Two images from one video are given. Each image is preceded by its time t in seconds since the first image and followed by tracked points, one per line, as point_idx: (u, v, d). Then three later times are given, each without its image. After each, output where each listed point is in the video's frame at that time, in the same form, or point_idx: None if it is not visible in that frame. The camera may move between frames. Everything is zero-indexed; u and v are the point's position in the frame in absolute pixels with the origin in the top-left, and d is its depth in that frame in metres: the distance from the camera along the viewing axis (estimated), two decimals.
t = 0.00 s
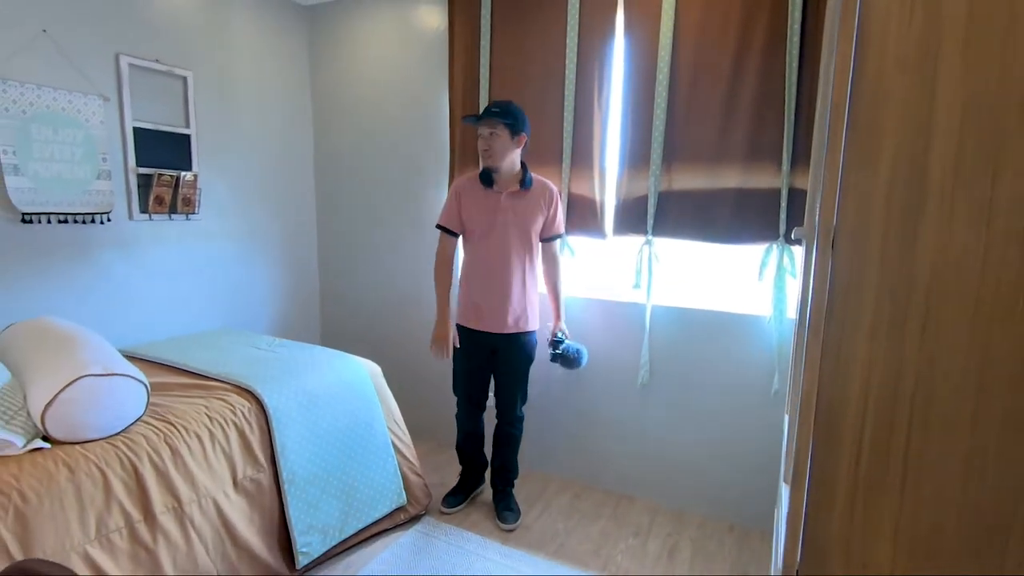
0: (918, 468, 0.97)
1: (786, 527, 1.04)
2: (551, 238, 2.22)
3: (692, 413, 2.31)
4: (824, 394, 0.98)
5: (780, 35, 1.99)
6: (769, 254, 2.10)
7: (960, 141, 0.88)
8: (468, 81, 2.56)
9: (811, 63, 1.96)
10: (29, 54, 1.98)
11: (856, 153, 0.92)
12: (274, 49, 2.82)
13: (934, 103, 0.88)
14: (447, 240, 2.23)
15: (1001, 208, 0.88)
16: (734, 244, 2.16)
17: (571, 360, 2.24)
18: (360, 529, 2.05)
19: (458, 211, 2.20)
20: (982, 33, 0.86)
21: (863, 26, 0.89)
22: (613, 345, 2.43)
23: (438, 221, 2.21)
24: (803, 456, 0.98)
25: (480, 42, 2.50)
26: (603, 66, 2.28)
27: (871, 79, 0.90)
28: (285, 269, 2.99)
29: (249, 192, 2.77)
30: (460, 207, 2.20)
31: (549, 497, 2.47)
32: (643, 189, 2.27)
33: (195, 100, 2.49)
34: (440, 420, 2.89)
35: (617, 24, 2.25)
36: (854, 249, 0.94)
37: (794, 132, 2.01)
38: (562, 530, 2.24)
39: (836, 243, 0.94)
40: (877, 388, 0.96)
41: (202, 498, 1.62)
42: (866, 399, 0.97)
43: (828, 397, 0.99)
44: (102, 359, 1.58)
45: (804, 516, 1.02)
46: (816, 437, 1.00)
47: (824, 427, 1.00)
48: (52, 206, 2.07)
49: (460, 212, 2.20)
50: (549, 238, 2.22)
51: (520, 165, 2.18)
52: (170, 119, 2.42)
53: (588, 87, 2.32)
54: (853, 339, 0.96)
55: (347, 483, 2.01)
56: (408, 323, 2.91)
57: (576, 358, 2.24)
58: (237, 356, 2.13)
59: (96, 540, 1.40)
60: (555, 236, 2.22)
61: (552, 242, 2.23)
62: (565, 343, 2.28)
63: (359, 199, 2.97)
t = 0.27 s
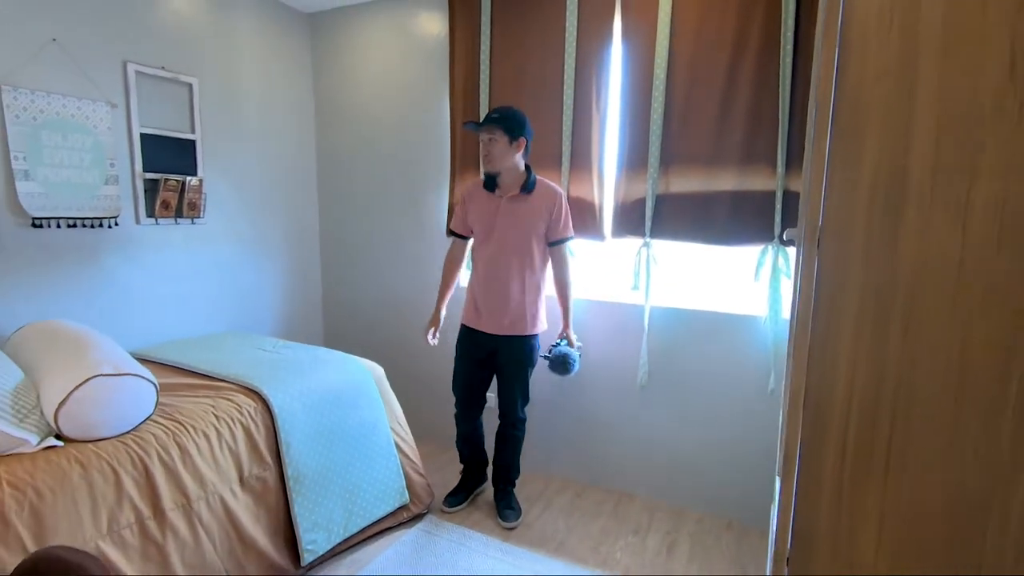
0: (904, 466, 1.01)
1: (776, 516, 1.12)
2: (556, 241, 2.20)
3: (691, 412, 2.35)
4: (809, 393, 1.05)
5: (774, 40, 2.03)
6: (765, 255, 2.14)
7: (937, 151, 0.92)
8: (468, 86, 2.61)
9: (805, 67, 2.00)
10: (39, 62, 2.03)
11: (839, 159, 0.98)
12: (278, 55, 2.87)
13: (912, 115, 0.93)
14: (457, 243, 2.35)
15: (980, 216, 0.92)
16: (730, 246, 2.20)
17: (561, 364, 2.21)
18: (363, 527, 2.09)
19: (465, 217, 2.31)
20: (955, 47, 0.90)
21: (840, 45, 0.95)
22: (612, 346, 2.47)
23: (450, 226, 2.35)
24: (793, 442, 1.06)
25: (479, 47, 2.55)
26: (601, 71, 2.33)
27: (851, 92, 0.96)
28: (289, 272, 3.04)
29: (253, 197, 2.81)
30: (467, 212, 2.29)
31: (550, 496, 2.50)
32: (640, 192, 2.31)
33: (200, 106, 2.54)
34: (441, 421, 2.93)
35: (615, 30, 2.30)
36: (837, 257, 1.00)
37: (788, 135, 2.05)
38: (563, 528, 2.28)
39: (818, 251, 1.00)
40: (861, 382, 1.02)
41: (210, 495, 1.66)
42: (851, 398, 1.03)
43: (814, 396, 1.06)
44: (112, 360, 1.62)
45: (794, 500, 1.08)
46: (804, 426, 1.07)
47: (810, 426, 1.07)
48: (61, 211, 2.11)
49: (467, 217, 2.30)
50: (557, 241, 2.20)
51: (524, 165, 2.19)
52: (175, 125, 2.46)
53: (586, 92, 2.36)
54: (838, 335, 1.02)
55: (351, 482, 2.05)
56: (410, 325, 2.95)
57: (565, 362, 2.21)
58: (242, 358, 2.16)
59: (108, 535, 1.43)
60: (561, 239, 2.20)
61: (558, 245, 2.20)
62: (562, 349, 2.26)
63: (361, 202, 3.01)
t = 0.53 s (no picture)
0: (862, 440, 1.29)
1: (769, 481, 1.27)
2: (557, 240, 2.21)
3: (688, 406, 2.39)
4: (798, 385, 1.33)
5: (767, 40, 2.07)
6: (760, 252, 2.18)
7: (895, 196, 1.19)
8: (468, 87, 2.65)
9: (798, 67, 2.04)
10: (48, 66, 2.07)
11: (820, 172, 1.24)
12: (280, 58, 2.92)
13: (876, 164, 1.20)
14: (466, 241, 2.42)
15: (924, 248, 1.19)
16: (726, 243, 2.24)
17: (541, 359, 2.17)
18: (368, 520, 2.13)
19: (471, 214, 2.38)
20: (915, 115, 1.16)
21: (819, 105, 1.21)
22: (611, 342, 2.52)
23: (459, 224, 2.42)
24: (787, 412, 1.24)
25: (479, 49, 2.59)
26: (598, 72, 2.37)
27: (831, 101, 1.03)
28: (293, 271, 3.09)
29: (257, 197, 2.86)
30: (471, 210, 2.36)
31: (551, 490, 2.55)
32: (637, 191, 2.36)
33: (204, 107, 2.58)
34: (444, 417, 2.97)
35: (612, 31, 2.34)
36: (818, 274, 1.27)
37: (782, 134, 2.09)
38: (563, 520, 2.32)
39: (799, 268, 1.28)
40: (838, 352, 1.29)
41: (219, 488, 1.70)
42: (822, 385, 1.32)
43: (802, 379, 1.33)
44: (123, 357, 1.67)
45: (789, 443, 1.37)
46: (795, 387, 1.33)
47: (799, 409, 1.35)
48: (70, 212, 2.15)
49: (471, 216, 2.36)
50: (558, 241, 2.21)
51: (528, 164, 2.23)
52: (180, 127, 2.50)
53: (584, 92, 2.41)
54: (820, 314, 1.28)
55: (356, 476, 2.09)
56: (412, 323, 2.99)
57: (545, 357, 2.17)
58: (248, 355, 2.21)
59: (121, 526, 1.48)
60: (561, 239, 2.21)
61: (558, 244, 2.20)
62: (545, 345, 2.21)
63: (363, 202, 3.05)
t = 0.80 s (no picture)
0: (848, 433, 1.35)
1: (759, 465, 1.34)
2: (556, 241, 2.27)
3: (685, 402, 2.44)
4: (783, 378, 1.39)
5: (761, 43, 2.11)
6: (754, 250, 2.23)
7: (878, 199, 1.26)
8: (468, 90, 2.70)
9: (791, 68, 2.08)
10: (56, 72, 2.11)
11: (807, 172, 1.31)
12: (283, 61, 2.96)
13: (860, 168, 1.27)
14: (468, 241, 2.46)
15: (907, 250, 1.25)
16: (721, 242, 2.29)
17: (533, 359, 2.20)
18: (372, 514, 2.18)
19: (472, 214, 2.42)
20: (899, 123, 1.23)
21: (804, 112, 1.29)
22: (610, 339, 2.56)
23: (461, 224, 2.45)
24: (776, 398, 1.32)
25: (479, 52, 2.64)
26: (596, 74, 2.41)
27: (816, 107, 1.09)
28: (296, 271, 3.13)
29: (261, 198, 2.90)
30: (473, 210, 2.40)
31: (551, 485, 2.60)
32: (635, 191, 2.40)
33: (208, 110, 2.63)
34: (445, 414, 3.02)
35: (608, 34, 2.38)
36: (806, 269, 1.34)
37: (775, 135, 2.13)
38: (563, 514, 2.37)
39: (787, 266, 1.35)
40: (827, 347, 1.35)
41: (228, 483, 1.75)
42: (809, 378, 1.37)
43: (789, 373, 1.40)
44: (134, 356, 1.71)
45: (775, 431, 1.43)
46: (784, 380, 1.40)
47: (788, 400, 1.41)
48: (78, 214, 2.20)
49: (473, 216, 2.40)
50: (557, 241, 2.27)
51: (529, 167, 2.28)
52: (185, 130, 2.55)
53: (582, 94, 2.45)
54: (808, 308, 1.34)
55: (360, 471, 2.14)
56: (414, 322, 3.04)
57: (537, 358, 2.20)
58: (254, 353, 2.26)
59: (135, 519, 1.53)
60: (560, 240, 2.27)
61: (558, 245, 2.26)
62: (538, 344, 2.25)
63: (365, 203, 3.10)
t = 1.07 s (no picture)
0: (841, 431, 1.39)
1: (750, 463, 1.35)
2: (554, 243, 2.34)
3: (682, 400, 2.49)
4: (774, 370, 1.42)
5: (755, 49, 2.16)
6: (749, 251, 2.28)
7: (867, 200, 1.30)
8: (468, 95, 2.75)
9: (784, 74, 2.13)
10: (66, 79, 2.16)
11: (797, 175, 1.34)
12: (285, 66, 3.01)
13: (850, 170, 1.30)
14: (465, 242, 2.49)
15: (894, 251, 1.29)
16: (717, 243, 2.34)
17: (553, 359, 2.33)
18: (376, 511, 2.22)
19: (470, 216, 2.44)
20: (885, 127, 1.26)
21: (791, 116, 1.31)
22: (608, 339, 2.61)
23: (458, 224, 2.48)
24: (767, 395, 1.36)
25: (478, 57, 2.69)
26: (593, 79, 2.46)
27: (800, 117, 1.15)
28: (298, 273, 3.18)
29: (264, 201, 2.95)
30: (471, 213, 2.43)
31: (551, 483, 2.64)
32: (632, 194, 2.45)
33: (213, 115, 2.67)
34: (446, 414, 3.07)
35: (606, 40, 2.43)
36: (795, 267, 1.37)
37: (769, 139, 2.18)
38: (563, 511, 2.41)
39: (775, 267, 1.38)
40: (817, 343, 1.38)
41: (236, 480, 1.79)
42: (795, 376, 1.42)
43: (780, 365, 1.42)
44: (145, 356, 1.76)
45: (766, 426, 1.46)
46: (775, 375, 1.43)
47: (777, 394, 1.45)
48: (87, 218, 2.24)
49: (472, 218, 2.43)
50: (554, 243, 2.35)
51: (528, 173, 2.32)
52: (191, 135, 2.59)
53: (580, 98, 2.50)
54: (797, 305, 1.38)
55: (364, 469, 2.18)
56: (415, 322, 3.08)
57: (557, 358, 2.33)
58: (259, 354, 2.30)
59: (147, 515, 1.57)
60: (558, 242, 2.34)
61: (556, 247, 2.34)
62: (554, 345, 2.37)
63: (366, 205, 3.15)
